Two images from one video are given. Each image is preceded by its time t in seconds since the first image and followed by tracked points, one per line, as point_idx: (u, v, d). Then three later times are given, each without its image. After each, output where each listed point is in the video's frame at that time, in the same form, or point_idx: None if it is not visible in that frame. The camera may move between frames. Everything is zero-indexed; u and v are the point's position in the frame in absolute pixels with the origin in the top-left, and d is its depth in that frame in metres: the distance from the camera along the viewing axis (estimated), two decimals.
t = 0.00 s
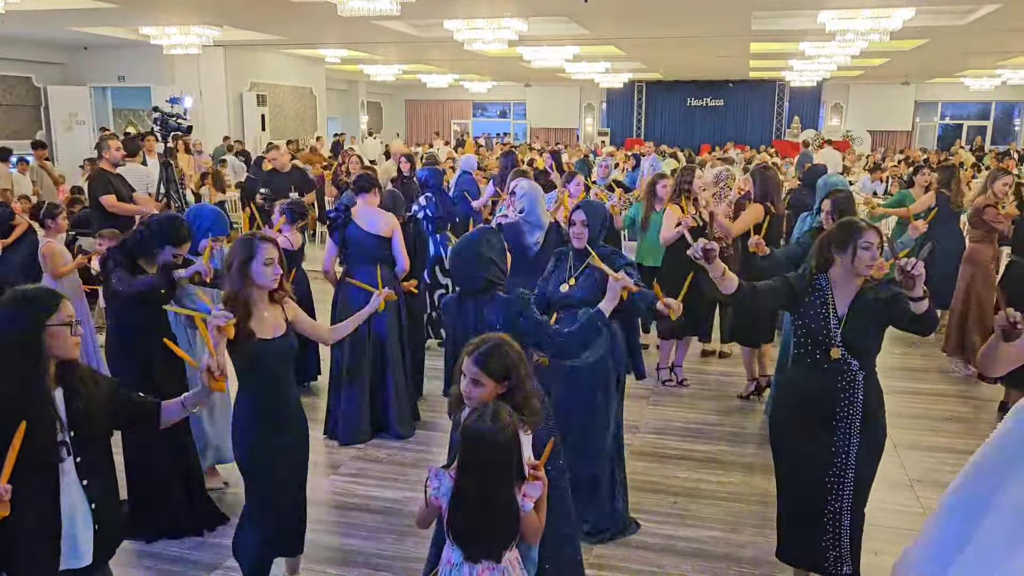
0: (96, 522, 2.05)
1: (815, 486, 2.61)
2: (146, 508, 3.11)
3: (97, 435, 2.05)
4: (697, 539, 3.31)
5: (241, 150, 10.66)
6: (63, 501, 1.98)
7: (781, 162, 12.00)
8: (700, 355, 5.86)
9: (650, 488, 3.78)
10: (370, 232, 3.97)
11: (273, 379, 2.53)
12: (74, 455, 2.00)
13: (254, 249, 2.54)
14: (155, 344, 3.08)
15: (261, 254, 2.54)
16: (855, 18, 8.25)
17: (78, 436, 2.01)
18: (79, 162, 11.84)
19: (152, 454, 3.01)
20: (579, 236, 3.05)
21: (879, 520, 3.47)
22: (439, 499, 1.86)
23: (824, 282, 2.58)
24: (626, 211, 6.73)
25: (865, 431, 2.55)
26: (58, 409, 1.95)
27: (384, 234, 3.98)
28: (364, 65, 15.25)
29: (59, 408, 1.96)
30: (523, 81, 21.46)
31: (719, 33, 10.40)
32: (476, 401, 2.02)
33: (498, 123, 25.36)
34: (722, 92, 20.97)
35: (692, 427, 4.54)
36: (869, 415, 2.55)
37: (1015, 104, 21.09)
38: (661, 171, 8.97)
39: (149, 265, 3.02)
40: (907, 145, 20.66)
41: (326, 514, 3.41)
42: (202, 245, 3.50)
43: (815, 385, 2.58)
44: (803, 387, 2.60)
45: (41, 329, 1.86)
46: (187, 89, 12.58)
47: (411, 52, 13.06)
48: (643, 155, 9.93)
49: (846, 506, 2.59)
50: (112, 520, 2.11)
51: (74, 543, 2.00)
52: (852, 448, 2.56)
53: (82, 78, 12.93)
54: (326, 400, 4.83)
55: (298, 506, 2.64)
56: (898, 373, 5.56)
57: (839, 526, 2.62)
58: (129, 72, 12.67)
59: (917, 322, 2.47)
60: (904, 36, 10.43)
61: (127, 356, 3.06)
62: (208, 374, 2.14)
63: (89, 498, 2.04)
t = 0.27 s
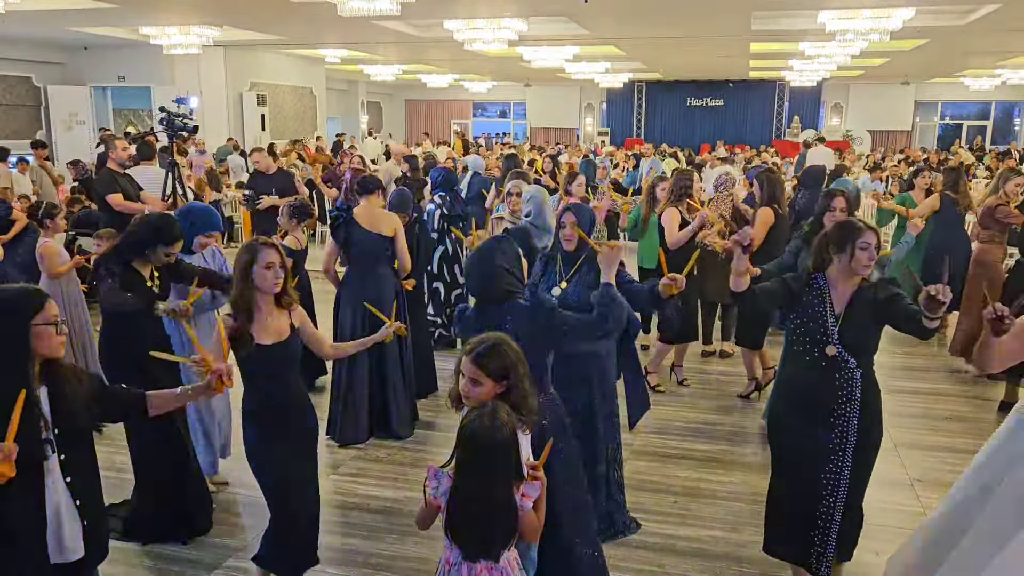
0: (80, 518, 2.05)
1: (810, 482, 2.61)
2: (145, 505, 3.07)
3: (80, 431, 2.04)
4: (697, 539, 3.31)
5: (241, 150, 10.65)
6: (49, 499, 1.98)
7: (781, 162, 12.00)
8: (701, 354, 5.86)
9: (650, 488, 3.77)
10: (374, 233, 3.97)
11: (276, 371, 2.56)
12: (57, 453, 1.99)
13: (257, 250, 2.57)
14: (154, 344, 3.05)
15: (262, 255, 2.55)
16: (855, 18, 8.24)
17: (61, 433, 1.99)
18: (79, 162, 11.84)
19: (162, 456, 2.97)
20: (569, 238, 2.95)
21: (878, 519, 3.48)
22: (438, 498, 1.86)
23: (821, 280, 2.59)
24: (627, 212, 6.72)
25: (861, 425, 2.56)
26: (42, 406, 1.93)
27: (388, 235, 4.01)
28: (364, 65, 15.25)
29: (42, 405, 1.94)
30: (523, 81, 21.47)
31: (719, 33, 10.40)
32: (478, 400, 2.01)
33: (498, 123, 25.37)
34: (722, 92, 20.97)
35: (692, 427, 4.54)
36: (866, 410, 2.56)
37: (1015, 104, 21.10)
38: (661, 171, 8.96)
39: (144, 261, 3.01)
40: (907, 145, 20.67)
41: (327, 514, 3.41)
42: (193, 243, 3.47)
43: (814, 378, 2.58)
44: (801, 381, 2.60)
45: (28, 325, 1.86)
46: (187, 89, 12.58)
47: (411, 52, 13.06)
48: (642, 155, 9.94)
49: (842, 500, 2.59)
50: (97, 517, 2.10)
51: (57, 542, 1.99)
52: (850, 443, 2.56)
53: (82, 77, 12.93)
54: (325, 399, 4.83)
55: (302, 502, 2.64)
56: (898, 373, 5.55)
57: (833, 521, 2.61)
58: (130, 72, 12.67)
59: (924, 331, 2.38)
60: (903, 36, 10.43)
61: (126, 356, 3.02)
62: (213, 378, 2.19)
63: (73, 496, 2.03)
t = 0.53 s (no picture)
0: (67, 515, 2.03)
1: (809, 474, 2.62)
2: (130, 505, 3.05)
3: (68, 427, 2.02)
4: (697, 539, 3.31)
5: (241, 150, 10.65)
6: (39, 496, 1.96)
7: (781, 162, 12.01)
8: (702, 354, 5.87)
9: (650, 488, 3.78)
10: (386, 233, 3.96)
11: (281, 363, 2.62)
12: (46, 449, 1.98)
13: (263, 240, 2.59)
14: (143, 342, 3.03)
15: (264, 245, 2.57)
16: (855, 18, 8.23)
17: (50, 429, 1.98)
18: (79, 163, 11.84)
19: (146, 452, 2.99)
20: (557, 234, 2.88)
21: (877, 520, 3.48)
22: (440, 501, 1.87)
23: (818, 277, 2.59)
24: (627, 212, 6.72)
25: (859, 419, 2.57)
26: (32, 404, 1.92)
27: (401, 235, 4.00)
28: (364, 65, 15.25)
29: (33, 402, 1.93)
30: (523, 82, 21.46)
31: (719, 34, 10.39)
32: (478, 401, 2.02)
33: (498, 123, 25.37)
34: (722, 92, 20.97)
35: (692, 427, 4.54)
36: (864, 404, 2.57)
37: (1015, 104, 21.10)
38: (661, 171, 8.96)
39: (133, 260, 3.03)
40: (907, 145, 20.67)
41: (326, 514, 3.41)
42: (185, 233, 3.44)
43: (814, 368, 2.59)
44: (802, 374, 2.62)
45: (17, 324, 1.86)
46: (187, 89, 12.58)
47: (411, 52, 13.06)
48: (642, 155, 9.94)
49: (840, 495, 2.60)
50: (84, 515, 2.09)
51: (45, 539, 1.97)
52: (849, 435, 2.56)
53: (82, 78, 12.93)
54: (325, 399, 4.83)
55: (295, 492, 2.69)
56: (899, 373, 5.55)
57: (834, 514, 2.63)
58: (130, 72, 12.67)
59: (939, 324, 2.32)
60: (903, 36, 10.42)
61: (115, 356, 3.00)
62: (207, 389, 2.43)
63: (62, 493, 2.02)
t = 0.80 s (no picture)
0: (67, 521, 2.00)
1: (809, 475, 2.63)
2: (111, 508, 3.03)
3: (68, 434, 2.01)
4: (697, 539, 3.31)
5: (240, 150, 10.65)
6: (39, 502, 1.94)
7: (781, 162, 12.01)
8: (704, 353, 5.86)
9: (650, 488, 3.77)
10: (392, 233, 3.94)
11: (283, 366, 2.62)
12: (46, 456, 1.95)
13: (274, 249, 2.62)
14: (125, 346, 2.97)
15: (266, 253, 2.60)
16: (855, 18, 8.23)
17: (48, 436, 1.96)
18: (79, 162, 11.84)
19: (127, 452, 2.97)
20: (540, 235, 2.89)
21: (877, 519, 3.47)
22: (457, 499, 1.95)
23: (815, 282, 2.59)
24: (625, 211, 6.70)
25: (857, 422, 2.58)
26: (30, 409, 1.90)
27: (407, 235, 3.97)
28: (364, 65, 15.25)
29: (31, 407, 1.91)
30: (523, 81, 21.47)
31: (719, 34, 10.39)
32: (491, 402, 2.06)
33: (498, 123, 25.37)
34: (722, 92, 20.97)
35: (692, 427, 4.54)
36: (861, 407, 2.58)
37: (1014, 104, 21.14)
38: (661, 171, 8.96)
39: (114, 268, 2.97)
40: (907, 145, 20.67)
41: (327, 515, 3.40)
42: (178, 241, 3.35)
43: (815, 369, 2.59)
44: (800, 378, 2.62)
45: (16, 330, 1.86)
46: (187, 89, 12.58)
47: (411, 52, 13.06)
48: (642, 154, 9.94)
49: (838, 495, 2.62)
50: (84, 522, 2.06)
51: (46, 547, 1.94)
52: (848, 436, 2.58)
53: (82, 78, 12.93)
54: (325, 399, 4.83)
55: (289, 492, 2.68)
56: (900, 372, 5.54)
57: (833, 514, 2.64)
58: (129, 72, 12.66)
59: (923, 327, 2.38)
60: (903, 36, 10.42)
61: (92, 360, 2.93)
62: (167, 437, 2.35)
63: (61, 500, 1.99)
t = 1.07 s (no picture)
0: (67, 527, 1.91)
1: (812, 465, 2.63)
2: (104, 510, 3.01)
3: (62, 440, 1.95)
4: (697, 539, 3.31)
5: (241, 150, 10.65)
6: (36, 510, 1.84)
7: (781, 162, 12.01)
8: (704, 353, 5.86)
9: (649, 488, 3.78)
10: (391, 230, 3.89)
11: (289, 353, 2.64)
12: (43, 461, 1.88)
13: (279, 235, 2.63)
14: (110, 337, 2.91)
15: (270, 241, 2.61)
16: (855, 18, 8.23)
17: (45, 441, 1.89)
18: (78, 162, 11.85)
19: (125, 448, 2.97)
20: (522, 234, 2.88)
21: (877, 520, 3.47)
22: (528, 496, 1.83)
23: (819, 273, 2.59)
24: (625, 210, 6.71)
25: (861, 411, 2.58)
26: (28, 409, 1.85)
27: (406, 233, 3.89)
28: (364, 65, 15.26)
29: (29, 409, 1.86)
30: (523, 82, 21.47)
31: (719, 34, 10.39)
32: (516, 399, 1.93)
33: (498, 123, 25.38)
34: (722, 92, 20.97)
35: (692, 427, 4.54)
36: (865, 396, 2.58)
37: (1014, 104, 21.14)
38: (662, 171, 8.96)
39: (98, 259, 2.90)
40: (906, 145, 20.67)
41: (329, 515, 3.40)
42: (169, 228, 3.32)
43: (817, 359, 2.59)
44: (801, 369, 2.63)
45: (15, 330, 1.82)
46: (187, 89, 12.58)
47: (411, 52, 13.06)
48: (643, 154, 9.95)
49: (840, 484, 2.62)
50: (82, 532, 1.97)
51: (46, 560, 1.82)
52: (850, 423, 2.58)
53: (82, 78, 12.93)
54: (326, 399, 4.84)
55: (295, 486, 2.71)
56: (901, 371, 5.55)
57: (835, 501, 2.65)
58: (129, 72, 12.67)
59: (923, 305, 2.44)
60: (903, 36, 10.42)
61: (78, 355, 2.87)
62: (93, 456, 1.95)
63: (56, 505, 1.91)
